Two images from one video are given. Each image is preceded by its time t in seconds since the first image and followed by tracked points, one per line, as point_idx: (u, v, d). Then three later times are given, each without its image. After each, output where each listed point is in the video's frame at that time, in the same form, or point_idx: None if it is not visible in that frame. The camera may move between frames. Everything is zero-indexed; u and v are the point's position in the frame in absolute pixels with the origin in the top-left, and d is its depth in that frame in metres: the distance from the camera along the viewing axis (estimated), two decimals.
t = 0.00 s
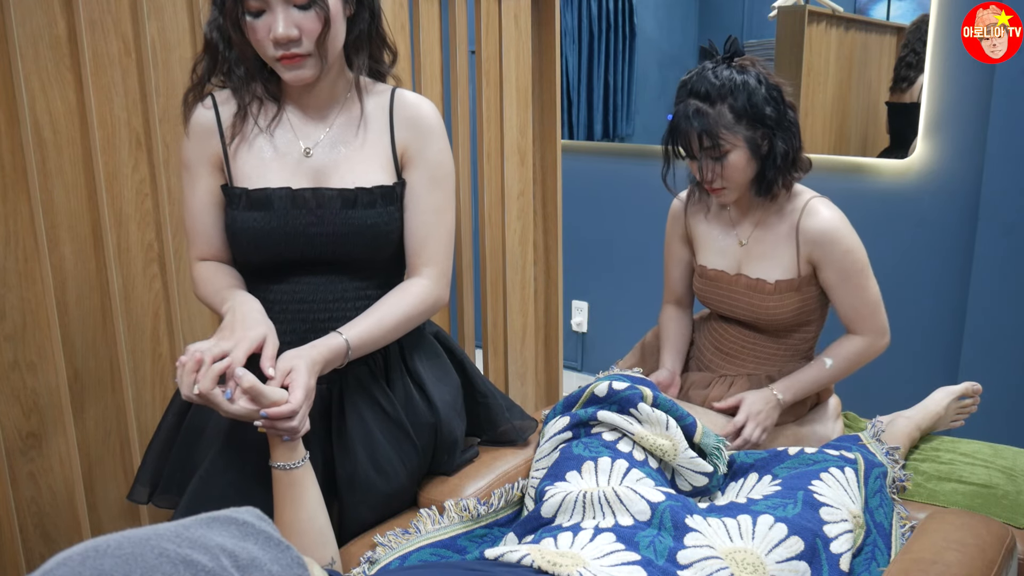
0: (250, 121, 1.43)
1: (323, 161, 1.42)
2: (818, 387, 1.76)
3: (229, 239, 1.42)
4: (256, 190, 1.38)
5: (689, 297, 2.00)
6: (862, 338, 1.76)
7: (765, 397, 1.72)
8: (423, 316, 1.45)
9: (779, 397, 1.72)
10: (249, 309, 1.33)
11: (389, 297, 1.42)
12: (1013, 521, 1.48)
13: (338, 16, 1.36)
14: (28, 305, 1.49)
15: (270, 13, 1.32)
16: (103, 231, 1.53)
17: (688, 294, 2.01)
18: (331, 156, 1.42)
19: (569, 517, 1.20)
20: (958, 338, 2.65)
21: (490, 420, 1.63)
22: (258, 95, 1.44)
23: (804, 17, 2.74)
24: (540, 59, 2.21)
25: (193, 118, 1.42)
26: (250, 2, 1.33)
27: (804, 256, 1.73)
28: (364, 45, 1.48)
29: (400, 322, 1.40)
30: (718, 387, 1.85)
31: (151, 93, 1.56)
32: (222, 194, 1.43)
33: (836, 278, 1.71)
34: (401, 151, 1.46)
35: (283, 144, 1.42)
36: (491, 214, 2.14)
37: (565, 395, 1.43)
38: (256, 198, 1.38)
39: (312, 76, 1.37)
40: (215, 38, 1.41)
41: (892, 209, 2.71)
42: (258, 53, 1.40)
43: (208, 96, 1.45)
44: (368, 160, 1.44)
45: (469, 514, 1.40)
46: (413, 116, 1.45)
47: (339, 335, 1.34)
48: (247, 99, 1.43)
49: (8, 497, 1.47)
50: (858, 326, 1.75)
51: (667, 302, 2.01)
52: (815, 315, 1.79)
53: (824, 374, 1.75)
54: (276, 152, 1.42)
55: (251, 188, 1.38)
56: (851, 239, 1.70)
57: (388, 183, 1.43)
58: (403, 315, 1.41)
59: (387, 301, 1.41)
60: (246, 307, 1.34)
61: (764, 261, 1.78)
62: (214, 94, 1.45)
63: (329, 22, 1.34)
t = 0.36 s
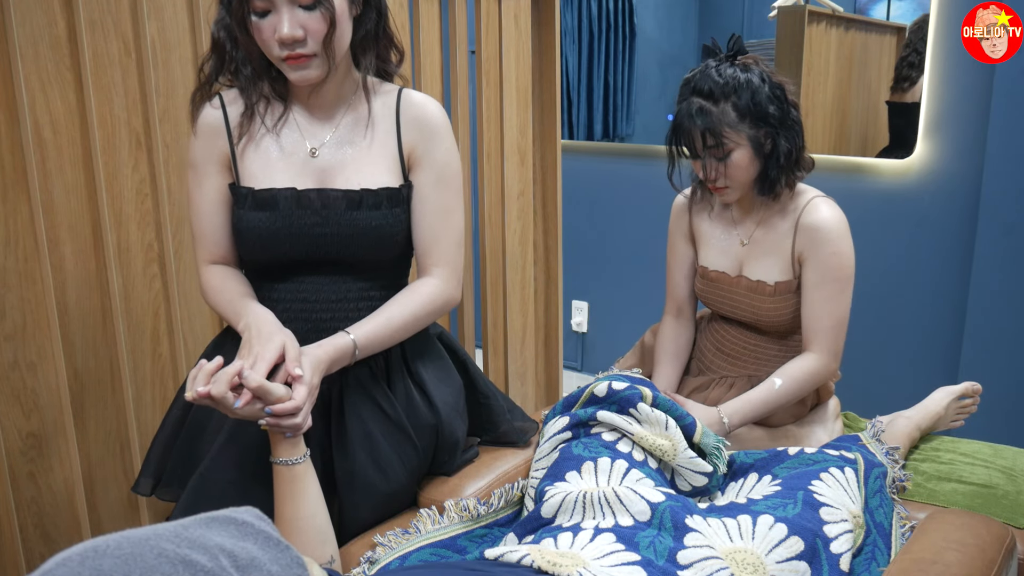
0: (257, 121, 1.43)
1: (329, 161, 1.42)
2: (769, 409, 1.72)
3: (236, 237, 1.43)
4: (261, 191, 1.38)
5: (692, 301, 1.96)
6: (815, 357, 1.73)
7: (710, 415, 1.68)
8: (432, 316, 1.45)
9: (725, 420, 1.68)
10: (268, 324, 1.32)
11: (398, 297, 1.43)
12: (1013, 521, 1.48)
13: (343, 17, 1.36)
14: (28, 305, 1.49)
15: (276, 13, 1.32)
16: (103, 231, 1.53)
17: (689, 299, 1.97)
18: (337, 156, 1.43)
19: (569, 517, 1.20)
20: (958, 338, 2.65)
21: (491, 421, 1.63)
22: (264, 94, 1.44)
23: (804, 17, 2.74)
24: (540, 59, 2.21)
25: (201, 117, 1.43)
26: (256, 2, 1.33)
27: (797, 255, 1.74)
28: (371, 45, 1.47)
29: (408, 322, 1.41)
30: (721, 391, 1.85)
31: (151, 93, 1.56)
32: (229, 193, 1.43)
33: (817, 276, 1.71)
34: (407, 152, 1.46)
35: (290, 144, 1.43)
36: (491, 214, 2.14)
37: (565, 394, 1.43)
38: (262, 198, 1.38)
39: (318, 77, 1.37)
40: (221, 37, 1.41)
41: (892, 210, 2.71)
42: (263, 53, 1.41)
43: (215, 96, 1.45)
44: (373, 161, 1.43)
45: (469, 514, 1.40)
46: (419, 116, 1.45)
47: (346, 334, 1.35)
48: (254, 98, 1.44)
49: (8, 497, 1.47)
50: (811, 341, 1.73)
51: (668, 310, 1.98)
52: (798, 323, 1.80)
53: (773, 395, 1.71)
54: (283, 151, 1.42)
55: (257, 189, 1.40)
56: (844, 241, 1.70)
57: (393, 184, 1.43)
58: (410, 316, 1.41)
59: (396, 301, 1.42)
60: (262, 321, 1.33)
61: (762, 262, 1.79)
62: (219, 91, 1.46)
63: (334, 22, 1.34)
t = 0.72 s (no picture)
0: (279, 121, 1.46)
1: (346, 168, 1.43)
2: (773, 399, 1.71)
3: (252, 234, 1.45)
4: (279, 195, 1.40)
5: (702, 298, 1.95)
6: (818, 345, 1.72)
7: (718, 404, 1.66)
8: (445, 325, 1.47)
9: (731, 405, 1.67)
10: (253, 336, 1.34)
11: (413, 304, 1.45)
12: (1013, 521, 1.48)
13: (359, 21, 1.36)
14: (28, 305, 1.49)
15: (291, 15, 1.33)
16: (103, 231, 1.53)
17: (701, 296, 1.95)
18: (354, 163, 1.43)
19: (569, 517, 1.20)
20: (958, 338, 2.65)
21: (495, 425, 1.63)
22: (288, 94, 1.47)
23: (804, 17, 2.71)
24: (540, 59, 2.21)
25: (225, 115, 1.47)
26: (273, 4, 1.34)
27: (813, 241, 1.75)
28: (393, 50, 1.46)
29: (419, 331, 1.43)
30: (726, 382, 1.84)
31: (151, 94, 1.56)
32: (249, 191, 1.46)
33: (829, 267, 1.72)
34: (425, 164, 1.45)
35: (310, 148, 1.44)
36: (491, 214, 2.14)
37: (565, 394, 1.43)
38: (279, 202, 1.40)
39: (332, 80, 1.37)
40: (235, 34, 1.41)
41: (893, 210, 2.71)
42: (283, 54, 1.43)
43: (241, 92, 1.49)
44: (387, 171, 1.43)
45: (469, 514, 1.40)
46: (440, 126, 1.44)
47: (356, 336, 1.37)
48: (277, 96, 1.47)
49: (8, 497, 1.48)
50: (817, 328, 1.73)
51: (679, 307, 1.96)
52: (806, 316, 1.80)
53: (777, 383, 1.70)
54: (302, 155, 1.44)
55: (274, 192, 1.42)
56: (856, 239, 1.71)
57: (408, 197, 1.43)
58: (425, 325, 1.44)
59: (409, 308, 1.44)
60: (249, 335, 1.34)
61: (779, 251, 1.79)
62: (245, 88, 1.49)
63: (347, 26, 1.34)
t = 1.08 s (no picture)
0: (306, 124, 1.54)
1: (360, 174, 1.48)
2: (782, 390, 1.71)
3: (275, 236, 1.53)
4: (296, 197, 1.47)
5: (709, 295, 1.95)
6: (826, 340, 1.72)
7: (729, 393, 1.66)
8: (463, 336, 1.51)
9: (742, 394, 1.67)
10: (235, 327, 1.41)
11: (433, 313, 1.49)
12: (1013, 521, 1.48)
13: (371, 23, 1.38)
14: (28, 305, 1.49)
15: (306, 16, 1.37)
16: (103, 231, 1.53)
17: (708, 292, 1.95)
18: (369, 169, 1.48)
19: (569, 517, 1.20)
20: (958, 338, 2.65)
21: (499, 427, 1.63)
22: (316, 95, 1.55)
23: (804, 17, 2.72)
24: (540, 59, 2.22)
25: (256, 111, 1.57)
26: (292, 6, 1.39)
27: (823, 235, 1.75)
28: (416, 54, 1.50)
29: (439, 340, 1.48)
30: (729, 376, 1.84)
31: (152, 93, 1.56)
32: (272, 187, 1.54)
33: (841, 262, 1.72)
34: (440, 182, 1.47)
35: (330, 151, 1.51)
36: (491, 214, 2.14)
37: (565, 395, 1.43)
38: (294, 203, 1.47)
39: (344, 81, 1.40)
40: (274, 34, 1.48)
41: (893, 210, 2.70)
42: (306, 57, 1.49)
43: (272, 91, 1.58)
44: (398, 180, 1.47)
45: (469, 514, 1.40)
46: (457, 140, 1.46)
47: (377, 343, 1.43)
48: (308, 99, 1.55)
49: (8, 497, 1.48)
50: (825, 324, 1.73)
51: (686, 304, 1.96)
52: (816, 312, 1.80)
53: (785, 375, 1.71)
54: (324, 158, 1.51)
55: (291, 193, 1.49)
56: (865, 236, 1.72)
57: (417, 215, 1.45)
58: (443, 334, 1.48)
59: (429, 317, 1.49)
60: (228, 327, 1.42)
61: (789, 247, 1.79)
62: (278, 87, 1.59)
63: (356, 28, 1.36)
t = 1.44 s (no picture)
0: (309, 123, 1.57)
1: (357, 170, 1.50)
2: (788, 390, 1.73)
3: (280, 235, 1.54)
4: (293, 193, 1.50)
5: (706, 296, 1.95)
6: (834, 343, 1.74)
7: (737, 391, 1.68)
8: (461, 335, 1.51)
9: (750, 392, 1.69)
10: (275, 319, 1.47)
11: (425, 319, 1.49)
12: (1013, 521, 1.48)
13: (370, 25, 1.39)
14: (28, 305, 1.49)
15: (309, 17, 1.38)
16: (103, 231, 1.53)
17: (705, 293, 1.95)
18: (365, 166, 1.50)
19: (569, 517, 1.21)
20: (958, 338, 2.65)
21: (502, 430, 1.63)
22: (318, 94, 1.57)
23: (804, 17, 2.73)
24: (540, 60, 2.22)
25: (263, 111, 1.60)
26: (296, 6, 1.40)
27: (821, 240, 1.75)
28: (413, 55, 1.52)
29: (439, 348, 1.48)
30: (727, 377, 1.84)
31: (151, 93, 1.56)
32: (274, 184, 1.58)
33: (841, 267, 1.72)
34: (431, 180, 1.48)
35: (329, 147, 1.54)
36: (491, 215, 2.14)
37: (565, 395, 1.43)
38: (292, 198, 1.50)
39: (343, 81, 1.42)
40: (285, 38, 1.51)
41: (893, 210, 2.71)
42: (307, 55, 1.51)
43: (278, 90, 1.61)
44: (392, 178, 1.48)
45: (469, 514, 1.40)
46: (449, 140, 1.46)
47: (378, 367, 1.42)
48: (313, 99, 1.57)
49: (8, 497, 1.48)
50: (833, 327, 1.74)
51: (684, 304, 1.96)
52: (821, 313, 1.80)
53: (792, 375, 1.72)
54: (322, 154, 1.54)
55: (290, 188, 1.53)
56: (864, 238, 1.71)
57: (406, 209, 1.46)
58: (442, 341, 1.48)
59: (423, 324, 1.48)
60: (270, 318, 1.48)
61: (784, 250, 1.79)
62: (285, 86, 1.62)
63: (356, 29, 1.38)
